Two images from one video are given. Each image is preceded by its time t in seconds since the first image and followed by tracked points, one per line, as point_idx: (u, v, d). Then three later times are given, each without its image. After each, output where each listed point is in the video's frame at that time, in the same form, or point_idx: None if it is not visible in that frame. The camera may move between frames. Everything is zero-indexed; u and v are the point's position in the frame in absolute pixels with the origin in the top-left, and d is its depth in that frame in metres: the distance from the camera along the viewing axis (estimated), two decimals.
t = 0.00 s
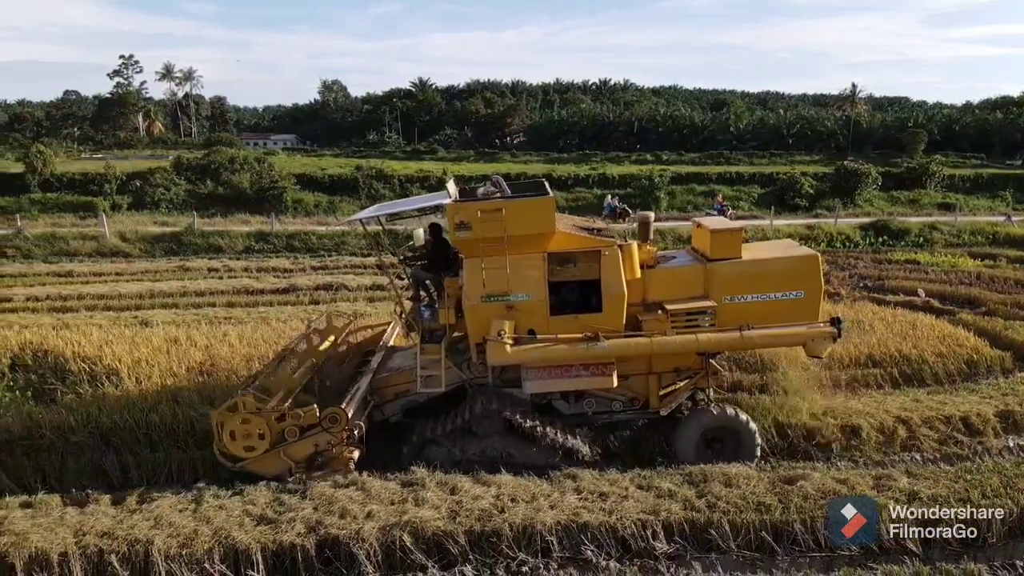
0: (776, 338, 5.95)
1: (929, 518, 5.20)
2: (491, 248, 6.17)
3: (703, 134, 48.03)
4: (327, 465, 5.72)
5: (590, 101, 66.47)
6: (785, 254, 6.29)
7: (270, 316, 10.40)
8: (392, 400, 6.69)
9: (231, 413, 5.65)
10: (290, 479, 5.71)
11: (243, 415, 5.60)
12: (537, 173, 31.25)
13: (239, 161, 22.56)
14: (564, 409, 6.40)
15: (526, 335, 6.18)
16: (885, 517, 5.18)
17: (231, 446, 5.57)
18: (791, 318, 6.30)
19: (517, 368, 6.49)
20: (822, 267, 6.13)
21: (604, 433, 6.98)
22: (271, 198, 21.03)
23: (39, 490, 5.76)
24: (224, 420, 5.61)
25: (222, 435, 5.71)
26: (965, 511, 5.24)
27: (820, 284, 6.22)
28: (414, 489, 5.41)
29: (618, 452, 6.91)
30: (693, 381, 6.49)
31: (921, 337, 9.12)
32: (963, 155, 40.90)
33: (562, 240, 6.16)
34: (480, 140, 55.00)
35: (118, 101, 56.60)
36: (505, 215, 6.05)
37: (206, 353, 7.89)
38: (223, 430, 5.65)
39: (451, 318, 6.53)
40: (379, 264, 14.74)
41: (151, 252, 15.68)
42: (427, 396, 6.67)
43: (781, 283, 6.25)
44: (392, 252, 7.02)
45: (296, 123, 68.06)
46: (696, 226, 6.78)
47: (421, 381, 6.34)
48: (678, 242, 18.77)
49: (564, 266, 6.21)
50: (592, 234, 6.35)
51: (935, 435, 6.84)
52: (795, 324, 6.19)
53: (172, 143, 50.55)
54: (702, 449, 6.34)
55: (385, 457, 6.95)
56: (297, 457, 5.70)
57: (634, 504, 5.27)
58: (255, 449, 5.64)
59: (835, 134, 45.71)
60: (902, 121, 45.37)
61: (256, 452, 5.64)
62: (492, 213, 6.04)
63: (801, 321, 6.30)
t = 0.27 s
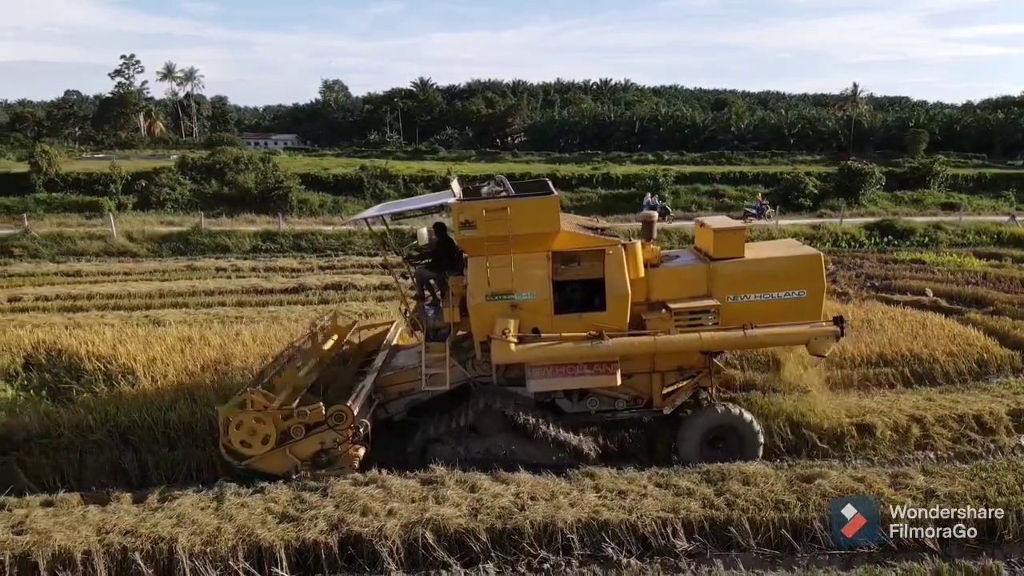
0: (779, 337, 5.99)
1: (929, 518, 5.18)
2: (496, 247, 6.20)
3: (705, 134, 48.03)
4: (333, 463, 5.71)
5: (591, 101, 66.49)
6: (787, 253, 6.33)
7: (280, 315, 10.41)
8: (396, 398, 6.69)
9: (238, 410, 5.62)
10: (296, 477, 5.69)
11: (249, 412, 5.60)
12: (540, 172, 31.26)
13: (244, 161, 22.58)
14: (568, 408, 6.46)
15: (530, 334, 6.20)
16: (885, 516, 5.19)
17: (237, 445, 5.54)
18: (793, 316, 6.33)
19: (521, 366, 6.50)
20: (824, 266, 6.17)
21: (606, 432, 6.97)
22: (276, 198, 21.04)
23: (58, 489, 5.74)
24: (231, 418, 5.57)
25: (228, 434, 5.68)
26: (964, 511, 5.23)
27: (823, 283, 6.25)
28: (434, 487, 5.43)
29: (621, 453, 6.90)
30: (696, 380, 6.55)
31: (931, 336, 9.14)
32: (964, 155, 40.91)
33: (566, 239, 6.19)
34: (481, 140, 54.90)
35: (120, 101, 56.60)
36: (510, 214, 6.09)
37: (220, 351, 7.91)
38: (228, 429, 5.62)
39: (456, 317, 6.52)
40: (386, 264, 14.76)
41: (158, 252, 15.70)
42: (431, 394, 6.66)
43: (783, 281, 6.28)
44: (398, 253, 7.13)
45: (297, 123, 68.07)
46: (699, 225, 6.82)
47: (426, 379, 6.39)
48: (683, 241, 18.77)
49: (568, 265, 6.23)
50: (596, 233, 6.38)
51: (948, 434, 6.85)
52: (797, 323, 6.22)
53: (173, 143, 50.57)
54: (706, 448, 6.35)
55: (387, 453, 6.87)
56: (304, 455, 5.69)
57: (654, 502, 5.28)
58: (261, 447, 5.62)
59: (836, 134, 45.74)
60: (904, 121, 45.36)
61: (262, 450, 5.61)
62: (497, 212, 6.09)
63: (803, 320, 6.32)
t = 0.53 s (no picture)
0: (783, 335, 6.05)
1: (929, 517, 5.18)
2: (500, 246, 6.20)
3: (707, 134, 48.03)
4: (339, 461, 5.73)
5: (592, 101, 66.49)
6: (789, 253, 6.38)
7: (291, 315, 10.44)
8: (401, 396, 6.72)
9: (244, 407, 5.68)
10: (302, 474, 5.73)
11: (255, 411, 5.64)
12: (543, 173, 31.28)
13: (249, 161, 22.59)
14: (571, 407, 6.50)
15: (534, 332, 6.22)
16: (885, 517, 5.21)
17: (243, 443, 5.58)
18: (795, 315, 6.39)
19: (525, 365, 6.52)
20: (826, 265, 6.24)
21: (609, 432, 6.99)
22: (281, 198, 21.06)
23: (81, 487, 5.76)
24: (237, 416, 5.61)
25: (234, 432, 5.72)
26: (964, 511, 5.22)
27: (824, 282, 6.31)
28: (454, 485, 5.45)
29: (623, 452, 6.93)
30: (699, 379, 6.58)
31: (942, 335, 9.15)
32: (966, 155, 40.92)
33: (570, 238, 6.21)
34: (482, 140, 54.29)
35: (121, 101, 56.56)
36: (515, 214, 6.06)
37: (234, 350, 7.93)
38: (235, 427, 5.65)
39: (460, 316, 6.57)
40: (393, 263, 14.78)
41: (166, 251, 15.72)
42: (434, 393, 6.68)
43: (786, 280, 6.34)
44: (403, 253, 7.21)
45: (298, 123, 68.05)
46: (702, 225, 6.88)
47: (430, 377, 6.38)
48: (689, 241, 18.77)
49: (572, 264, 6.27)
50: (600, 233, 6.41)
51: (962, 432, 6.86)
52: (800, 322, 6.29)
53: (175, 143, 50.57)
54: (709, 447, 6.36)
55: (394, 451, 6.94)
56: (309, 453, 5.71)
57: (673, 501, 5.30)
58: (267, 445, 5.66)
59: (837, 134, 45.75)
60: (905, 121, 45.36)
61: (268, 448, 5.66)
62: (502, 211, 6.07)
63: (806, 318, 6.37)
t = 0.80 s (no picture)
0: (786, 334, 6.06)
1: (928, 517, 5.21)
2: (505, 245, 6.25)
3: (708, 134, 48.04)
4: (345, 459, 5.80)
5: (593, 101, 66.49)
6: (792, 252, 6.38)
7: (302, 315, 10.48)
8: (406, 395, 6.72)
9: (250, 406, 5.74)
10: (308, 473, 5.79)
11: (262, 409, 5.70)
12: (546, 172, 31.30)
13: (254, 161, 22.61)
14: (576, 405, 6.52)
15: (539, 331, 6.24)
16: (886, 517, 5.23)
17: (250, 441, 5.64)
18: (799, 313, 6.36)
19: (529, 364, 6.54)
20: (829, 264, 6.23)
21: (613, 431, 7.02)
22: (287, 198, 21.08)
23: (105, 486, 5.78)
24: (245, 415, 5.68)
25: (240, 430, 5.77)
26: (965, 512, 5.23)
27: (828, 280, 6.30)
28: (475, 483, 5.47)
29: (627, 451, 6.94)
30: (703, 378, 6.61)
31: (953, 335, 9.16)
32: (967, 155, 40.93)
33: (574, 237, 6.27)
34: (483, 139, 54.58)
35: (122, 101, 56.53)
36: (520, 213, 6.13)
37: (249, 349, 7.96)
38: (240, 426, 5.71)
39: (465, 315, 6.58)
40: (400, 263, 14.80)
41: (173, 251, 15.74)
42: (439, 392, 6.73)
43: (789, 279, 6.34)
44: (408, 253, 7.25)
45: (299, 123, 68.02)
46: (706, 224, 6.90)
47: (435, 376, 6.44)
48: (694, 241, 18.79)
49: (576, 263, 6.28)
50: (604, 232, 6.44)
51: (976, 431, 6.88)
52: (804, 320, 6.27)
53: (176, 143, 50.53)
54: (713, 445, 6.38)
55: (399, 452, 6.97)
56: (315, 451, 5.77)
57: (694, 499, 5.31)
58: (274, 444, 5.72)
59: (839, 134, 45.77)
60: (907, 121, 45.37)
61: (275, 446, 5.72)
62: (506, 210, 6.12)
63: (810, 317, 6.34)
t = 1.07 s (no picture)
0: (791, 333, 6.10)
1: (927, 517, 5.22)
2: (511, 244, 6.24)
3: (710, 134, 48.05)
4: (352, 457, 5.78)
5: (594, 100, 66.50)
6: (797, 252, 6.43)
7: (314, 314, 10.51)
8: (412, 395, 6.82)
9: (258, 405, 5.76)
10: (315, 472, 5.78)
11: (269, 408, 5.70)
12: (550, 172, 31.32)
13: (260, 161, 22.64)
14: (582, 404, 6.54)
15: (545, 330, 6.25)
16: (885, 517, 5.22)
17: (258, 439, 5.65)
18: (803, 312, 6.41)
19: (535, 363, 6.54)
20: (833, 265, 6.28)
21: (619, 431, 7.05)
22: (292, 198, 21.10)
23: (130, 485, 5.80)
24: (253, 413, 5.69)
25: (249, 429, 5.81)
26: (964, 512, 5.22)
27: (831, 279, 6.34)
28: (497, 482, 5.48)
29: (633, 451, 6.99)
30: (708, 377, 6.61)
31: (965, 334, 9.18)
32: (969, 155, 40.95)
33: (581, 237, 6.31)
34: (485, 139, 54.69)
35: (123, 101, 56.50)
36: (526, 212, 6.13)
37: (265, 349, 7.99)
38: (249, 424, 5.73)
39: (472, 313, 6.59)
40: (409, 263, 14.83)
41: (182, 251, 15.76)
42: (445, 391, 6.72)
43: (793, 278, 6.38)
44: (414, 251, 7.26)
45: (301, 123, 68.01)
46: (710, 224, 6.91)
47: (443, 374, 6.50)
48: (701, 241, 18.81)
49: (582, 263, 6.35)
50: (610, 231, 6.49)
51: (992, 430, 6.89)
52: (808, 319, 6.32)
53: (178, 143, 50.50)
54: (720, 444, 6.37)
55: (404, 452, 6.98)
56: (322, 450, 5.76)
57: (716, 498, 5.33)
58: (281, 442, 5.72)
59: (840, 134, 45.79)
60: (908, 121, 45.40)
61: (282, 445, 5.71)
62: (513, 209, 6.10)
63: (814, 316, 6.39)
